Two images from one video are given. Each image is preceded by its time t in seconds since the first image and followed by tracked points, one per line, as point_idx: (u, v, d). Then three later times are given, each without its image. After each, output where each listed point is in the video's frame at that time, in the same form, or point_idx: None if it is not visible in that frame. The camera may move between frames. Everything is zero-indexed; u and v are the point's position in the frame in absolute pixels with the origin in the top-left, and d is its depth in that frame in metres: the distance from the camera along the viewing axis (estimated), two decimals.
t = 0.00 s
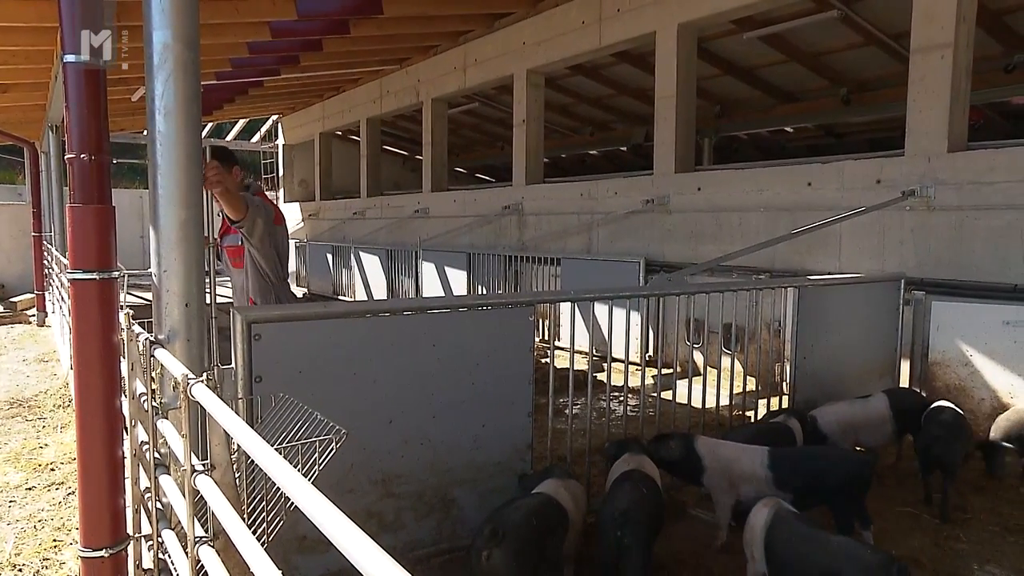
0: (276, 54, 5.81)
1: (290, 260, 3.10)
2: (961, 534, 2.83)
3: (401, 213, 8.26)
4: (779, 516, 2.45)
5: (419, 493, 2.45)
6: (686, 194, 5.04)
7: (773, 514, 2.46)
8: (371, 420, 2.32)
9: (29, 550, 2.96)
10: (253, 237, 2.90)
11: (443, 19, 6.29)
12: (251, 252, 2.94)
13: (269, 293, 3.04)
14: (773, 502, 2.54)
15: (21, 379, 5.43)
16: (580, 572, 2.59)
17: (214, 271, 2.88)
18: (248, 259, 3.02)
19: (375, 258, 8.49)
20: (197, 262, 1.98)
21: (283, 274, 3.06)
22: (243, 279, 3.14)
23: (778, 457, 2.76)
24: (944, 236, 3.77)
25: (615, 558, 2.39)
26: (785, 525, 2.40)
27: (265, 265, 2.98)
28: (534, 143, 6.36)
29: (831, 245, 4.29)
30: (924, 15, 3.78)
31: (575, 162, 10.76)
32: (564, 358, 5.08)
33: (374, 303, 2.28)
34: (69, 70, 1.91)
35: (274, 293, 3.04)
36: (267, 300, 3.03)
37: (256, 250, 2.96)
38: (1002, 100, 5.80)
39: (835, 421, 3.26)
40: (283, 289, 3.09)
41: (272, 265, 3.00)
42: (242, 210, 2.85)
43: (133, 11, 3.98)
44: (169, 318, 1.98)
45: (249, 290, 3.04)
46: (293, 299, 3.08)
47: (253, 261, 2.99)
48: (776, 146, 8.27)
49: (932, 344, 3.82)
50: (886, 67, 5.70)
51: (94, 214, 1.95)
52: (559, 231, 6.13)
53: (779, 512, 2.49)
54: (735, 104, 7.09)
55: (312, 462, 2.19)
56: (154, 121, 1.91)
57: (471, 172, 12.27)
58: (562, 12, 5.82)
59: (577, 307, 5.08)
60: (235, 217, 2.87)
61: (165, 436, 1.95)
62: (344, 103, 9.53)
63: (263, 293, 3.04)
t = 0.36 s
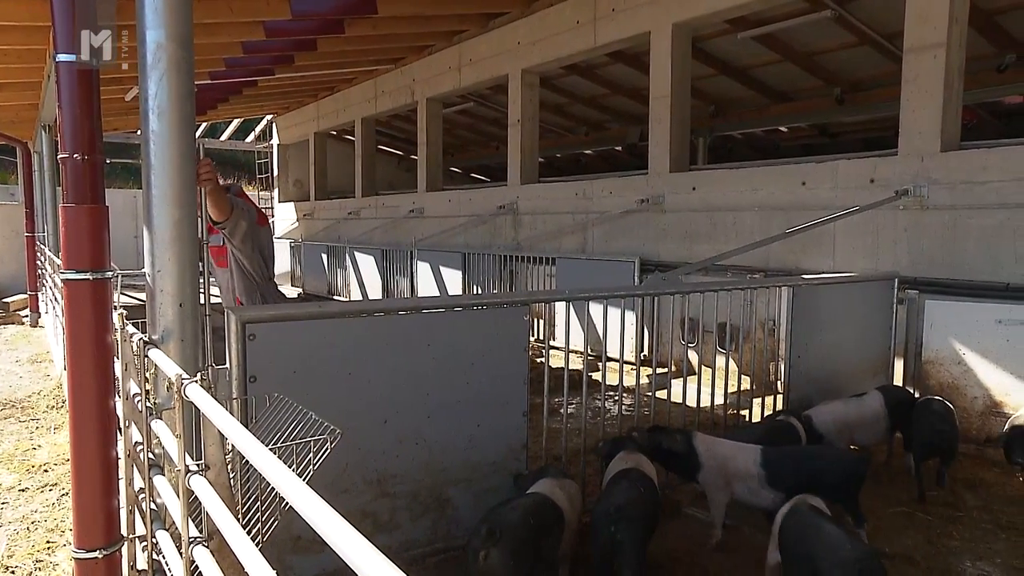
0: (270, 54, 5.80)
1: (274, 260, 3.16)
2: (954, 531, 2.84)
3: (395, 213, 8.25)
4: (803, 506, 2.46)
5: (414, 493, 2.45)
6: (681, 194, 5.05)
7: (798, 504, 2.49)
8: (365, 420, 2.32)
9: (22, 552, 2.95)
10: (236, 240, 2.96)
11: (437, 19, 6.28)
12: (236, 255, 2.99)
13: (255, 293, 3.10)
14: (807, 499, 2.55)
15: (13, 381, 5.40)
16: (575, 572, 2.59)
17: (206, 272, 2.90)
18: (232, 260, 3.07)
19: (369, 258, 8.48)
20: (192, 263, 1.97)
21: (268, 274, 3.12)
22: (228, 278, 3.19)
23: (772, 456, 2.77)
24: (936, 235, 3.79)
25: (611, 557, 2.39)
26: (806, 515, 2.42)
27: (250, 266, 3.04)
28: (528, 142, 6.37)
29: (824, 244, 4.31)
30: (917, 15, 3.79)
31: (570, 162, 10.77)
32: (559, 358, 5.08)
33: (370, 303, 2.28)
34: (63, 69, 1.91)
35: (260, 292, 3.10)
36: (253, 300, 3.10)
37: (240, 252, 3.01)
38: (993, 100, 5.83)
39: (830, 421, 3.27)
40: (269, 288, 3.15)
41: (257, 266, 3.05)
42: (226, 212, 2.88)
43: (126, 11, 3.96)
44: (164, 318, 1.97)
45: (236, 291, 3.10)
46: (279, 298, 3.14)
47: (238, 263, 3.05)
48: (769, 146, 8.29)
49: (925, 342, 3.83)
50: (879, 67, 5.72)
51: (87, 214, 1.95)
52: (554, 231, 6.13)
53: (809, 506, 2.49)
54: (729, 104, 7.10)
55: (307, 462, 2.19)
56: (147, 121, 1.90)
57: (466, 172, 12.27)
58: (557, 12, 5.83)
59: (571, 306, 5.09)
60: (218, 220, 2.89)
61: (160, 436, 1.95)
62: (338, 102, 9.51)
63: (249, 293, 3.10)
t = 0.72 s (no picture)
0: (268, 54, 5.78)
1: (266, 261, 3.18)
2: (951, 531, 2.85)
3: (393, 213, 8.24)
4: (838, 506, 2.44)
5: (412, 493, 2.45)
6: (679, 194, 5.05)
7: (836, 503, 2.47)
8: (363, 420, 2.32)
9: (18, 553, 2.94)
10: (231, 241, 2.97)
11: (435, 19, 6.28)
12: (230, 256, 3.00)
13: (252, 293, 3.11)
14: (844, 502, 2.52)
15: (9, 381, 5.38)
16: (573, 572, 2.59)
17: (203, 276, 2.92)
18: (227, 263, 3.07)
19: (367, 258, 8.47)
20: (189, 263, 1.97)
21: (263, 275, 3.13)
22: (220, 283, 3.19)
23: (770, 456, 2.78)
24: (933, 235, 3.79)
25: (609, 557, 2.40)
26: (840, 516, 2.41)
27: (245, 267, 3.05)
28: (527, 143, 6.37)
29: (822, 245, 4.31)
30: (914, 16, 3.80)
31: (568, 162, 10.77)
32: (557, 358, 5.08)
33: (367, 303, 2.28)
34: (59, 68, 1.91)
35: (257, 293, 3.11)
36: (250, 301, 3.10)
37: (235, 254, 3.02)
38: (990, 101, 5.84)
39: (829, 421, 3.27)
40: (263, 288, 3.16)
41: (251, 267, 3.06)
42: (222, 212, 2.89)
43: (123, 10, 3.95)
44: (161, 318, 1.97)
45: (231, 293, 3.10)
46: (275, 298, 3.16)
47: (233, 265, 3.05)
48: (767, 146, 8.30)
49: (922, 343, 3.83)
50: (876, 68, 5.73)
51: (84, 213, 1.94)
52: (552, 231, 6.13)
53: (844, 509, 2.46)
54: (727, 104, 7.11)
55: (304, 462, 2.19)
56: (143, 120, 1.90)
57: (464, 172, 12.26)
58: (555, 12, 5.83)
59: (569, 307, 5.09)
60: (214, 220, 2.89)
61: (156, 436, 1.95)
62: (336, 102, 9.50)
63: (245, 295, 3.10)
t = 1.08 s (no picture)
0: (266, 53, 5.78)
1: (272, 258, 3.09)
2: (946, 532, 2.86)
3: (391, 213, 8.24)
4: (865, 504, 2.44)
5: (409, 493, 2.45)
6: (677, 195, 5.06)
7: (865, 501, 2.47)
8: (360, 420, 2.31)
9: (15, 552, 2.94)
10: (237, 232, 2.89)
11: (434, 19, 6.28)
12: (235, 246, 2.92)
13: (252, 291, 3.02)
14: (853, 502, 2.50)
15: (6, 380, 5.37)
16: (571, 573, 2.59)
17: (199, 268, 2.86)
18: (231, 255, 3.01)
19: (365, 258, 8.47)
20: (186, 263, 1.97)
21: (264, 271, 3.05)
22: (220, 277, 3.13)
23: (767, 456, 2.78)
24: (930, 236, 3.80)
25: (607, 556, 2.40)
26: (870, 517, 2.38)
27: (249, 261, 2.97)
28: (525, 143, 6.37)
29: (820, 246, 4.32)
30: (912, 16, 3.80)
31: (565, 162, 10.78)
32: (554, 358, 5.08)
33: (365, 303, 2.28)
34: (56, 66, 1.89)
35: (256, 292, 3.03)
36: (249, 299, 3.01)
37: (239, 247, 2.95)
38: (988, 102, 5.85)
39: (827, 422, 3.27)
40: (262, 287, 3.08)
41: (254, 262, 2.98)
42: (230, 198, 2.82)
43: (122, 9, 3.94)
44: (158, 318, 1.97)
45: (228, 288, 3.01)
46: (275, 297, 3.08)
47: (237, 256, 2.98)
48: (765, 147, 8.31)
49: (919, 343, 3.84)
50: (874, 69, 5.74)
51: (81, 212, 1.94)
52: (550, 232, 6.13)
53: (873, 509, 2.45)
54: (725, 105, 7.12)
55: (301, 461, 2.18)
56: (142, 119, 1.90)
57: (463, 172, 12.26)
58: (554, 12, 5.83)
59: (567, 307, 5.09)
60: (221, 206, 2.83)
61: (154, 436, 1.94)
62: (334, 101, 9.49)
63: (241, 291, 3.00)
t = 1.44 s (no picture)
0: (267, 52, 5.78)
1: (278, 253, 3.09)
2: (947, 533, 2.85)
3: (392, 213, 8.25)
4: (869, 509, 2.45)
5: (408, 492, 2.45)
6: (678, 195, 5.05)
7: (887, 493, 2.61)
8: (360, 418, 2.32)
9: (16, 551, 2.95)
10: (245, 223, 2.90)
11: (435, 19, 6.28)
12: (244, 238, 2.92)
13: (260, 285, 3.01)
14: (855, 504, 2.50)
15: (7, 379, 5.38)
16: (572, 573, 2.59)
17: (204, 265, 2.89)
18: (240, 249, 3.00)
19: (366, 257, 8.48)
20: (188, 262, 1.97)
21: (272, 266, 3.05)
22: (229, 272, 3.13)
23: (768, 456, 2.78)
24: (932, 236, 3.80)
25: (608, 556, 2.40)
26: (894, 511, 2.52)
27: (257, 254, 2.97)
28: (526, 143, 6.37)
29: (821, 246, 4.32)
30: (914, 16, 3.80)
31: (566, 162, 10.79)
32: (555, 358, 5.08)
33: (365, 302, 2.28)
34: (58, 66, 1.90)
35: (264, 287, 3.02)
36: (256, 294, 3.01)
37: (247, 242, 2.95)
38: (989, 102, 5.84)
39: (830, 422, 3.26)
40: (269, 283, 3.07)
41: (262, 258, 2.97)
42: (238, 189, 2.82)
43: (124, 8, 3.94)
44: (159, 317, 1.97)
45: (235, 284, 3.01)
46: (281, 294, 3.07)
47: (245, 250, 2.97)
48: (766, 147, 8.30)
49: (921, 343, 3.83)
50: (875, 69, 5.73)
51: (83, 211, 1.94)
52: (551, 232, 6.13)
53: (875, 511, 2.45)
54: (726, 105, 7.11)
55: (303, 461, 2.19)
56: (143, 119, 1.90)
57: (464, 172, 12.26)
58: (555, 12, 5.83)
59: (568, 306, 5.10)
60: (229, 196, 2.82)
61: (154, 435, 1.95)
62: (336, 101, 9.49)
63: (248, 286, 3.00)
